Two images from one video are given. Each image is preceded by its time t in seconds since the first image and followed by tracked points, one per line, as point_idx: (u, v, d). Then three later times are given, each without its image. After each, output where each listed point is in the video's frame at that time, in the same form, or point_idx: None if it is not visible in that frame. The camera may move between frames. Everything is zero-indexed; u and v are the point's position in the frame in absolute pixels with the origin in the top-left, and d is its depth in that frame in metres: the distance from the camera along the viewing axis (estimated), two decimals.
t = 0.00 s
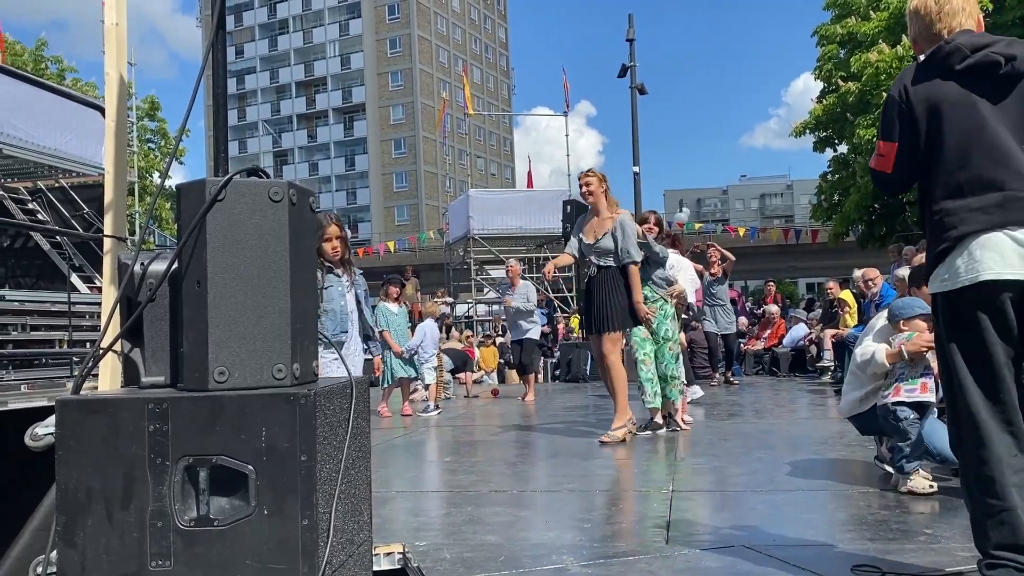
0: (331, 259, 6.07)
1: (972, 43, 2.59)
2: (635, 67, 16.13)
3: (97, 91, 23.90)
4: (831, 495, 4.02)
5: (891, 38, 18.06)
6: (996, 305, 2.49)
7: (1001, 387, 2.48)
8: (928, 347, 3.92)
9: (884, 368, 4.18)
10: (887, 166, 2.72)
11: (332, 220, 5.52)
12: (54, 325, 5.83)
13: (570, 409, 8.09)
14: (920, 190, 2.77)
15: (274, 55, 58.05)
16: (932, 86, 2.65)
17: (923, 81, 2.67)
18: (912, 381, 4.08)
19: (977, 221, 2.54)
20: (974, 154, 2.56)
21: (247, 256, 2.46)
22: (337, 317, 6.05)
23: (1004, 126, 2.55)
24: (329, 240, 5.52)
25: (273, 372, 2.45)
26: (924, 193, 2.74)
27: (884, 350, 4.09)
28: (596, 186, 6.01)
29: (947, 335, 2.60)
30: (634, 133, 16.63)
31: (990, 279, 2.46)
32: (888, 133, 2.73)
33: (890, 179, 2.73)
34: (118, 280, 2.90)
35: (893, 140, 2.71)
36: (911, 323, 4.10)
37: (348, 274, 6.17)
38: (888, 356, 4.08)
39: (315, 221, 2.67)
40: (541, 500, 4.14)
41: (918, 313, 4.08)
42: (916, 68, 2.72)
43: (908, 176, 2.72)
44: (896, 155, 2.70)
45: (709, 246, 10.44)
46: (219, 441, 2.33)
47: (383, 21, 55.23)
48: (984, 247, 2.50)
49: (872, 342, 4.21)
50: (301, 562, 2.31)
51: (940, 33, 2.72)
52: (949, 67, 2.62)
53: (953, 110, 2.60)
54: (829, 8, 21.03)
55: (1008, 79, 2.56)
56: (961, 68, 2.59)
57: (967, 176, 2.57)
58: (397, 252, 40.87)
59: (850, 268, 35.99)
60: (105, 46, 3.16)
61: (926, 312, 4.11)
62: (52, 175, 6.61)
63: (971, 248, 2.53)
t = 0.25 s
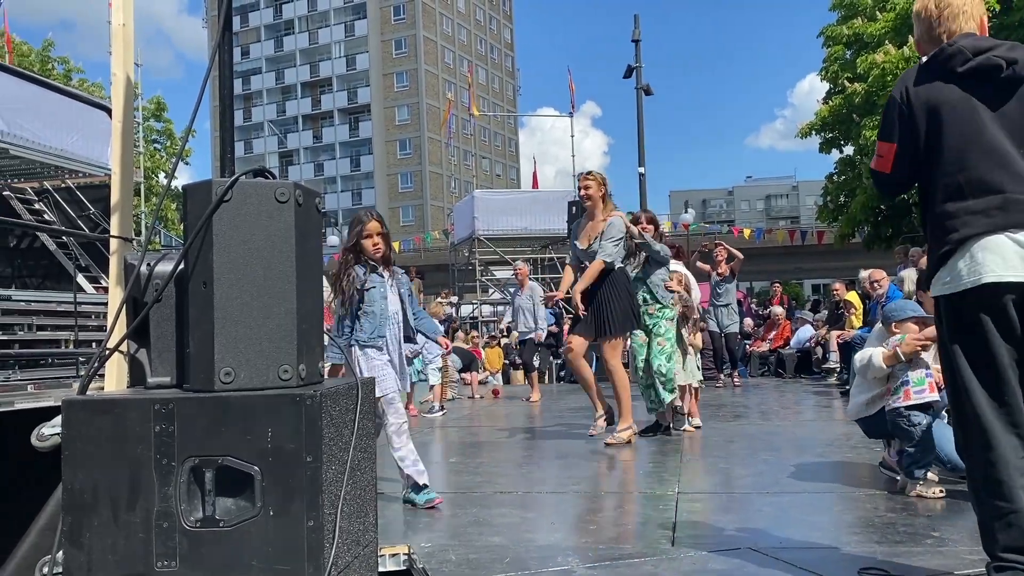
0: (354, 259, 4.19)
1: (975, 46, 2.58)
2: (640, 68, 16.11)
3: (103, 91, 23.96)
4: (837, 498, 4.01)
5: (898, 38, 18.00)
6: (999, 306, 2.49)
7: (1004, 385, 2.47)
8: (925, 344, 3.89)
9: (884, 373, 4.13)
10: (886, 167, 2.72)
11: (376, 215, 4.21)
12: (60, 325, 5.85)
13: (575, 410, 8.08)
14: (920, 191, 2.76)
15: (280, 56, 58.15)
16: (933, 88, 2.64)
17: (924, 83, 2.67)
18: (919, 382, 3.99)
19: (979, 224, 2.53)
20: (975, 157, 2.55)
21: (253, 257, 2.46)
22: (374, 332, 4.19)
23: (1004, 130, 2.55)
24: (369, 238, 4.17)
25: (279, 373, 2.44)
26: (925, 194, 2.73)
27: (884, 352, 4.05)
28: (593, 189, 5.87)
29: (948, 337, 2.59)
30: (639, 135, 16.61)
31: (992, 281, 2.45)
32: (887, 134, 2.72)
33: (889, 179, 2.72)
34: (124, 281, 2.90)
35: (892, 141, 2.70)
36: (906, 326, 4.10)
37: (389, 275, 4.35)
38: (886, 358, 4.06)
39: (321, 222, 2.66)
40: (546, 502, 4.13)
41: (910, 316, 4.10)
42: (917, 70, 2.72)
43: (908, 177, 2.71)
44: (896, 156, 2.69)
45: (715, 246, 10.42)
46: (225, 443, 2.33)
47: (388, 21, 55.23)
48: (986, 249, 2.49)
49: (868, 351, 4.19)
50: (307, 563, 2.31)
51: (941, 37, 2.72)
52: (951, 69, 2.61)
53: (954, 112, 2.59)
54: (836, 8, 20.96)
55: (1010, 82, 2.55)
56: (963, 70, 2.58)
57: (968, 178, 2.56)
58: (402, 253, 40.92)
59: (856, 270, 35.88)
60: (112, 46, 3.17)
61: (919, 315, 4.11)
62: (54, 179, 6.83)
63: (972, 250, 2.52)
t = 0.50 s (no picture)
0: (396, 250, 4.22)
1: (981, 49, 2.58)
2: (647, 69, 16.08)
3: (112, 93, 24.07)
4: (845, 500, 3.99)
5: (906, 39, 17.94)
6: (1001, 307, 2.49)
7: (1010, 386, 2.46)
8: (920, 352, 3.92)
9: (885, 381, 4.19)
10: (890, 168, 2.68)
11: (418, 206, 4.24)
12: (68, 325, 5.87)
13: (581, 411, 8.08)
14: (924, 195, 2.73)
15: (287, 58, 58.30)
16: (938, 90, 2.64)
17: (930, 84, 2.66)
18: (918, 387, 4.03)
19: (982, 227, 2.52)
20: (979, 159, 2.54)
21: (261, 257, 2.46)
22: (410, 323, 4.14)
23: (1007, 134, 2.54)
24: (407, 228, 4.19)
25: (286, 374, 2.45)
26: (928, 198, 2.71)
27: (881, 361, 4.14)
28: (574, 188, 5.82)
29: (951, 339, 2.60)
30: (645, 136, 16.60)
31: (993, 284, 2.46)
32: (893, 136, 2.70)
33: (893, 180, 2.68)
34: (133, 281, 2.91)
35: (897, 141, 2.68)
36: (907, 330, 4.12)
37: (431, 268, 4.29)
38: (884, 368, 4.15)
39: (329, 222, 2.67)
40: (553, 503, 4.12)
41: (912, 319, 4.11)
42: (924, 72, 2.71)
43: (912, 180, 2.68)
44: (900, 156, 2.66)
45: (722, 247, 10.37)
46: (231, 443, 2.33)
47: (395, 23, 55.26)
48: (988, 252, 2.49)
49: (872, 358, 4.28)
50: (314, 564, 2.31)
51: (948, 39, 2.72)
52: (958, 71, 2.60)
53: (959, 115, 2.58)
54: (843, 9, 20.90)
55: (1016, 86, 2.54)
56: (969, 73, 2.57)
57: (971, 180, 2.55)
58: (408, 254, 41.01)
59: (863, 271, 35.79)
60: (121, 47, 3.17)
61: (921, 317, 4.10)
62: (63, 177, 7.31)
63: (975, 253, 2.52)
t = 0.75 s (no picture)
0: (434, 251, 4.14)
1: (994, 55, 2.60)
2: (657, 71, 16.05)
3: (122, 95, 24.18)
4: (855, 503, 3.97)
5: (916, 40, 17.85)
6: (1008, 315, 2.52)
7: (1015, 394, 2.49)
8: (925, 361, 3.95)
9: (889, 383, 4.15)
10: (898, 170, 2.68)
11: (461, 204, 4.13)
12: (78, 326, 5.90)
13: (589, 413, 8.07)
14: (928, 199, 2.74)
15: (297, 59, 58.47)
16: (950, 93, 2.64)
17: (942, 86, 2.66)
18: (919, 394, 4.04)
19: (991, 234, 2.54)
20: (989, 166, 2.56)
21: (271, 260, 2.46)
22: (446, 326, 4.03)
23: (1018, 141, 2.57)
24: (446, 227, 4.08)
25: (296, 375, 2.45)
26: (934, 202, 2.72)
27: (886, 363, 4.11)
28: (563, 195, 5.58)
29: (956, 343, 2.63)
30: (655, 137, 16.56)
31: (1000, 292, 2.49)
32: (902, 137, 2.69)
33: (901, 183, 2.67)
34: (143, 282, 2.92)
35: (906, 144, 2.68)
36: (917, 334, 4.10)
37: (472, 268, 4.17)
38: (889, 371, 4.10)
39: (338, 224, 2.67)
40: (561, 506, 4.11)
41: (921, 323, 4.08)
42: (936, 73, 2.70)
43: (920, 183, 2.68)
44: (909, 158, 2.66)
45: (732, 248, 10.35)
46: (241, 444, 2.34)
47: (404, 25, 55.35)
48: (997, 259, 2.51)
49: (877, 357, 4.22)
50: (323, 566, 2.31)
51: (957, 43, 2.73)
52: (971, 76, 2.61)
53: (970, 120, 2.59)
54: (853, 10, 20.81)
55: None
56: (981, 78, 2.59)
57: (981, 187, 2.56)
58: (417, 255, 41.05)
59: (873, 273, 35.62)
60: (132, 50, 3.19)
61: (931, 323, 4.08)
62: (74, 179, 7.75)
63: (983, 259, 2.54)
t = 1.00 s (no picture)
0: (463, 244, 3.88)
1: (1013, 60, 2.62)
2: (670, 71, 16.02)
3: (138, 98, 24.36)
4: (871, 506, 3.94)
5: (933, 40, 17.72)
6: None
7: None
8: (945, 366, 3.85)
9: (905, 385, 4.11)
10: (916, 170, 2.65)
11: (495, 192, 3.84)
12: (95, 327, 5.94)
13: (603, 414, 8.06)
14: (942, 200, 2.72)
15: (310, 62, 58.73)
16: (969, 95, 2.64)
17: (961, 90, 2.65)
18: (931, 397, 4.00)
19: (1012, 236, 2.56)
20: (1008, 170, 2.58)
21: (287, 261, 2.47)
22: (470, 327, 3.79)
23: None
24: (480, 218, 3.80)
25: (312, 376, 2.46)
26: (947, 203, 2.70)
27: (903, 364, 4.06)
28: (553, 195, 5.49)
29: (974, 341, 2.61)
30: (668, 138, 16.52)
31: None
32: (920, 138, 2.67)
33: (920, 183, 2.64)
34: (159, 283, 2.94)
35: (924, 144, 2.66)
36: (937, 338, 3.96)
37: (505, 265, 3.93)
38: (906, 373, 4.05)
39: (353, 225, 2.68)
40: (575, 507, 4.10)
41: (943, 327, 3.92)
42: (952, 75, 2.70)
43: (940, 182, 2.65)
44: (927, 157, 2.64)
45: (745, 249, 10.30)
46: (257, 445, 2.35)
47: (417, 26, 55.47)
48: (1016, 262, 2.53)
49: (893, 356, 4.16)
50: (338, 566, 2.32)
51: (967, 50, 2.72)
52: (990, 80, 2.62)
53: (991, 122, 2.60)
54: (868, 9, 20.68)
55: None
56: (1002, 83, 2.61)
57: (1000, 191, 2.58)
58: (430, 256, 41.12)
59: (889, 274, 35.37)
60: (148, 52, 3.21)
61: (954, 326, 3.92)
62: (91, 181, 7.92)
63: (1003, 261, 2.55)
